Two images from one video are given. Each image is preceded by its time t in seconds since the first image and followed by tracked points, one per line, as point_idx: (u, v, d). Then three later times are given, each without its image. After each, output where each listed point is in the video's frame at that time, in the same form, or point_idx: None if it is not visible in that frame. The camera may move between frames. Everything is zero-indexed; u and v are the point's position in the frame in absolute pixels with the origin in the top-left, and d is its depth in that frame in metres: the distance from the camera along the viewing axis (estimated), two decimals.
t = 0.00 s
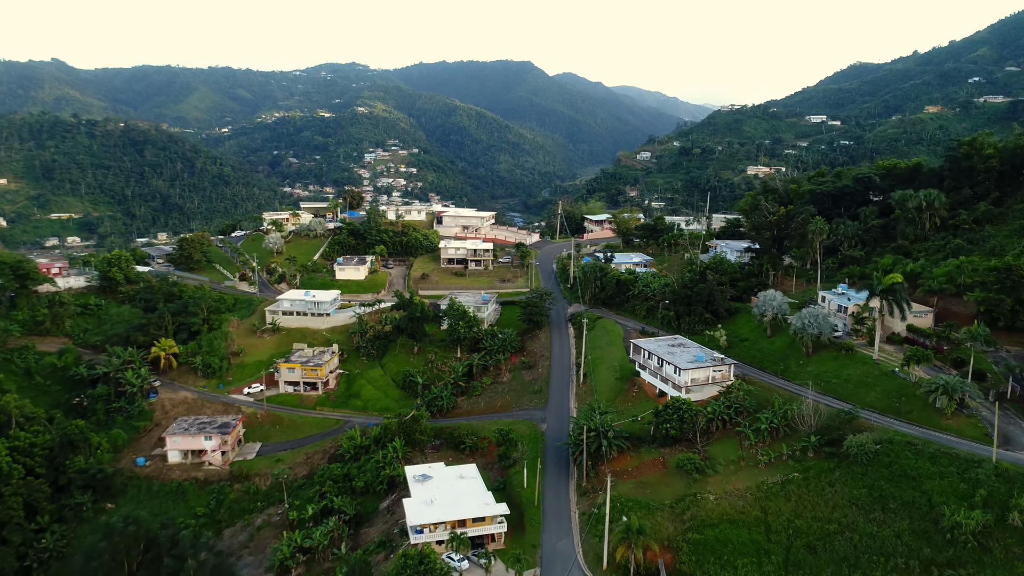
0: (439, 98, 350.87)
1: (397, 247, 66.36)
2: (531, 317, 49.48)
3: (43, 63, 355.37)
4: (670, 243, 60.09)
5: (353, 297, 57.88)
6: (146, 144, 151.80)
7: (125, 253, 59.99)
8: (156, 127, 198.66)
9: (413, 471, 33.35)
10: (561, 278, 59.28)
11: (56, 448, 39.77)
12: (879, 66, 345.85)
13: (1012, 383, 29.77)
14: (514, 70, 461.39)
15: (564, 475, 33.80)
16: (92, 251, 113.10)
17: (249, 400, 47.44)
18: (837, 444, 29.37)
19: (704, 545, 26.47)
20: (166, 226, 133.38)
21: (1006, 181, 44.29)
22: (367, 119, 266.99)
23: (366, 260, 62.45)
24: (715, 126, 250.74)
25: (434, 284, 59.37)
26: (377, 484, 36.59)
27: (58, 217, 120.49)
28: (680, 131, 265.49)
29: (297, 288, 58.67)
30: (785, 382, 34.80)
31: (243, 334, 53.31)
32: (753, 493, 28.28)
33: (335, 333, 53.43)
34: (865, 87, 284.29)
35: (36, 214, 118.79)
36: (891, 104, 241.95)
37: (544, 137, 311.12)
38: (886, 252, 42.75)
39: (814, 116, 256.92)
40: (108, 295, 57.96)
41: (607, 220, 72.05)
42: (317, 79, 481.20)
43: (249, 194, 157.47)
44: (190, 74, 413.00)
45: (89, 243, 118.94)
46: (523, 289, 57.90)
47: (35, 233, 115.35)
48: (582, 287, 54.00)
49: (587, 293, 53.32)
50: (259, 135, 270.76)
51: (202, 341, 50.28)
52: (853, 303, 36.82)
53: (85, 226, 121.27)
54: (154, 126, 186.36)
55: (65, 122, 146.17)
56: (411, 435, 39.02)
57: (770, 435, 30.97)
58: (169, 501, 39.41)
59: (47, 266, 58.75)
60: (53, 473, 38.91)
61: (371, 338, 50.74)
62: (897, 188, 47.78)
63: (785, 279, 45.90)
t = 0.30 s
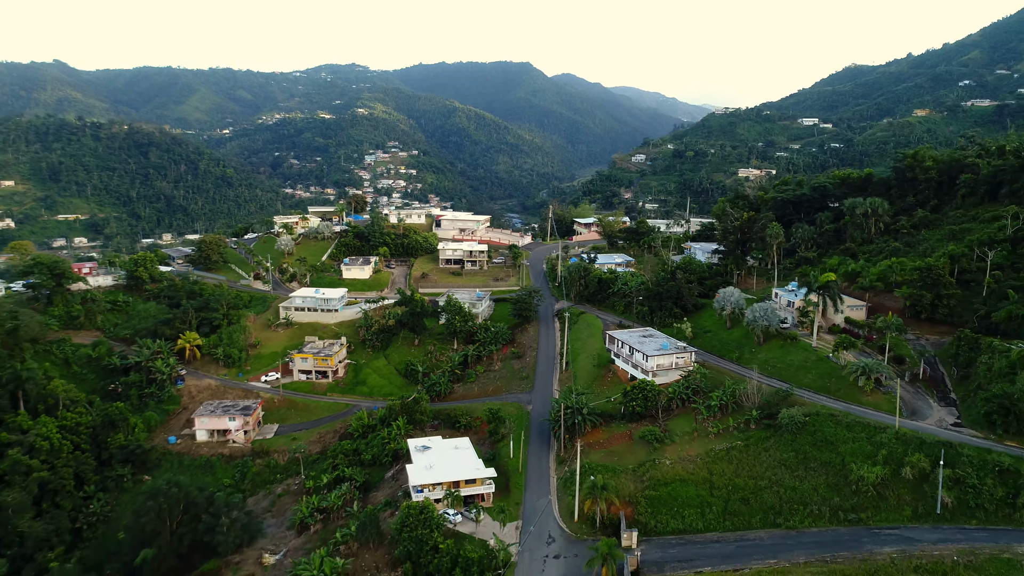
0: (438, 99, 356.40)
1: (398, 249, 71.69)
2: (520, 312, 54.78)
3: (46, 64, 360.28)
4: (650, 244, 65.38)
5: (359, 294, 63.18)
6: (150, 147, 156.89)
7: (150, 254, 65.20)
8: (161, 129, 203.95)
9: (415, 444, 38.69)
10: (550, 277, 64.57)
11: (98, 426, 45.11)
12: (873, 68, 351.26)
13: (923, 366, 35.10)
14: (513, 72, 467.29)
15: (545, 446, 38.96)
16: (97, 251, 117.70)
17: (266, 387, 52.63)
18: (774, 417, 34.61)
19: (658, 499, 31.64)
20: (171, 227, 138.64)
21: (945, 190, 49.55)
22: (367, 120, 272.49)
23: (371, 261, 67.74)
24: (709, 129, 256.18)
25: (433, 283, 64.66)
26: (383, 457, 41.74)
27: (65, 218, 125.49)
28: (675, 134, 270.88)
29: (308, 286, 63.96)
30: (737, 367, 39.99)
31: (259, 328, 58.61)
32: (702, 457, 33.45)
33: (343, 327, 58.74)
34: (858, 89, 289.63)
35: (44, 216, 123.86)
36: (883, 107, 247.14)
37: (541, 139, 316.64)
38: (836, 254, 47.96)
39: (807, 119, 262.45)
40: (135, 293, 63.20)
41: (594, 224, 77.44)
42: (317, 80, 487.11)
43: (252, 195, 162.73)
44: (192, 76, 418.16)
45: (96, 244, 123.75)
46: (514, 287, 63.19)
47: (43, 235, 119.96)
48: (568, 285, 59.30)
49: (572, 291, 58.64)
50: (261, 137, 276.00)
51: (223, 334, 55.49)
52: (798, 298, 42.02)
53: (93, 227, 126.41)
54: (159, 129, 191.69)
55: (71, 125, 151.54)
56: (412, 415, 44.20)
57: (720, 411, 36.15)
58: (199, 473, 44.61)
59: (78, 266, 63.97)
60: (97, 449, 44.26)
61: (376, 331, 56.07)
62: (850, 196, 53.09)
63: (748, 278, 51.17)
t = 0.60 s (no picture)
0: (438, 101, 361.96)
1: (400, 251, 76.81)
2: (511, 308, 59.91)
3: (49, 66, 365.73)
4: (634, 246, 70.48)
5: (363, 292, 68.28)
6: (155, 149, 162.00)
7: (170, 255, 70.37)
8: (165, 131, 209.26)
9: (416, 424, 43.82)
10: (540, 276, 69.69)
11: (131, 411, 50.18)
12: (868, 70, 356.30)
13: (859, 354, 40.12)
14: (512, 74, 472.81)
15: (531, 426, 44.02)
16: (103, 251, 122.48)
17: (279, 377, 57.72)
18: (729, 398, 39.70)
19: (625, 467, 36.68)
20: (176, 228, 143.82)
21: (896, 198, 54.60)
22: (367, 122, 277.99)
23: (374, 261, 72.88)
24: (704, 132, 261.38)
25: (432, 282, 69.79)
26: (387, 436, 46.81)
27: (72, 219, 130.53)
28: (671, 137, 276.03)
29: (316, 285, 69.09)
30: (701, 356, 45.03)
31: (272, 323, 63.78)
32: (664, 433, 38.49)
33: (349, 323, 63.86)
34: (852, 92, 294.80)
35: (51, 217, 128.82)
36: (875, 110, 252.16)
37: (539, 140, 321.94)
38: (795, 256, 53.06)
39: (800, 122, 267.57)
40: (156, 291, 68.36)
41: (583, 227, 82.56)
42: (317, 81, 493.08)
43: (254, 196, 167.94)
44: (193, 78, 423.60)
45: (102, 244, 128.59)
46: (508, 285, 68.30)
47: (51, 235, 124.75)
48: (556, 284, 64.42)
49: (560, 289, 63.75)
50: (262, 139, 281.28)
51: (239, 329, 60.61)
52: (757, 295, 47.11)
53: (98, 228, 131.39)
54: (163, 131, 197.07)
55: (77, 128, 156.68)
56: (413, 400, 49.30)
57: (682, 394, 41.21)
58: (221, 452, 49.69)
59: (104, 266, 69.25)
60: (130, 431, 49.40)
61: (380, 326, 61.21)
62: (812, 203, 58.18)
63: (718, 277, 56.27)
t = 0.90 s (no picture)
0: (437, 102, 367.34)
1: (401, 252, 82.03)
2: (504, 305, 65.11)
3: (50, 67, 370.31)
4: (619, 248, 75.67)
5: (368, 291, 73.47)
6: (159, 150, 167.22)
7: (187, 256, 75.56)
8: (169, 133, 214.33)
9: (416, 408, 48.98)
10: (532, 276, 74.91)
11: (157, 397, 55.70)
12: (864, 73, 361.91)
13: (809, 344, 45.19)
14: (511, 75, 478.34)
15: (520, 410, 49.13)
16: (110, 251, 127.34)
17: (291, 368, 62.89)
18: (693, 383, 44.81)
19: (600, 443, 41.71)
20: (180, 229, 148.95)
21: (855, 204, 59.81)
22: (367, 123, 283.30)
23: (377, 262, 78.10)
24: (699, 134, 266.56)
25: (431, 282, 75.00)
26: (390, 419, 51.97)
27: (78, 220, 135.30)
28: (667, 139, 281.34)
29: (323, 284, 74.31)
30: (672, 347, 50.12)
31: (283, 319, 68.98)
32: (636, 413, 43.52)
33: (355, 319, 69.07)
34: (846, 95, 299.86)
35: (58, 219, 133.49)
36: (867, 113, 257.23)
37: (538, 141, 327.19)
38: (762, 256, 58.22)
39: (794, 125, 272.92)
40: (175, 289, 73.53)
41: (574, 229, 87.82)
42: (318, 83, 498.53)
43: (256, 198, 173.19)
44: (194, 79, 428.53)
45: (107, 244, 133.44)
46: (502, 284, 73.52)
47: (57, 236, 129.18)
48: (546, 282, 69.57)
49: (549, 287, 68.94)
50: (263, 140, 286.26)
51: (254, 324, 65.79)
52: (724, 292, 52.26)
53: (105, 229, 136.32)
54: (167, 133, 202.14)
55: (82, 130, 161.35)
56: (414, 387, 54.41)
57: (653, 379, 46.28)
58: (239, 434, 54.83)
59: (126, 266, 74.51)
60: (157, 415, 54.80)
61: (383, 322, 66.40)
62: (780, 208, 63.45)
63: (693, 277, 61.45)
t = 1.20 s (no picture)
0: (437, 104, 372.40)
1: (402, 253, 87.18)
2: (498, 303, 70.26)
3: (53, 68, 375.49)
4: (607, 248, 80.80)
5: (371, 289, 78.65)
6: (164, 153, 172.04)
7: (202, 257, 80.79)
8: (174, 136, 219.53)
9: (417, 395, 54.07)
10: (525, 275, 80.06)
11: (179, 386, 60.83)
12: (858, 76, 367.10)
13: (770, 336, 50.30)
14: (510, 77, 483.33)
15: (511, 396, 54.19)
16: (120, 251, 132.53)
17: (301, 360, 67.97)
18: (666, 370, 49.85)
19: (580, 424, 46.74)
20: (184, 229, 153.94)
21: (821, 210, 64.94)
22: (367, 125, 288.42)
23: (380, 262, 83.30)
24: (695, 137, 271.72)
25: (431, 281, 80.17)
26: (393, 406, 57.11)
27: (84, 221, 140.09)
28: (664, 141, 286.52)
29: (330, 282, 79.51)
30: (650, 340, 55.11)
31: (293, 316, 74.18)
32: (614, 398, 48.55)
33: (360, 315, 74.25)
34: (840, 97, 304.81)
35: (64, 219, 138.07)
36: (860, 116, 262.23)
37: (536, 142, 332.28)
38: (735, 258, 63.39)
39: (789, 127, 278.13)
40: (191, 288, 78.66)
41: (566, 231, 92.97)
42: (318, 84, 503.72)
43: (258, 199, 178.67)
44: (195, 81, 433.88)
45: (114, 244, 138.34)
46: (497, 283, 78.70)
47: (64, 237, 133.75)
48: (538, 282, 74.73)
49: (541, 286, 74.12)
50: (265, 142, 291.33)
51: (266, 320, 70.90)
52: (698, 290, 57.33)
53: (111, 229, 141.25)
54: (172, 136, 207.31)
55: (88, 132, 166.38)
56: (415, 377, 59.43)
57: (630, 368, 51.29)
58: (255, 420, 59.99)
59: (146, 266, 80.12)
60: (180, 402, 59.98)
61: (386, 318, 71.59)
62: (753, 213, 68.61)
63: (673, 276, 66.59)
